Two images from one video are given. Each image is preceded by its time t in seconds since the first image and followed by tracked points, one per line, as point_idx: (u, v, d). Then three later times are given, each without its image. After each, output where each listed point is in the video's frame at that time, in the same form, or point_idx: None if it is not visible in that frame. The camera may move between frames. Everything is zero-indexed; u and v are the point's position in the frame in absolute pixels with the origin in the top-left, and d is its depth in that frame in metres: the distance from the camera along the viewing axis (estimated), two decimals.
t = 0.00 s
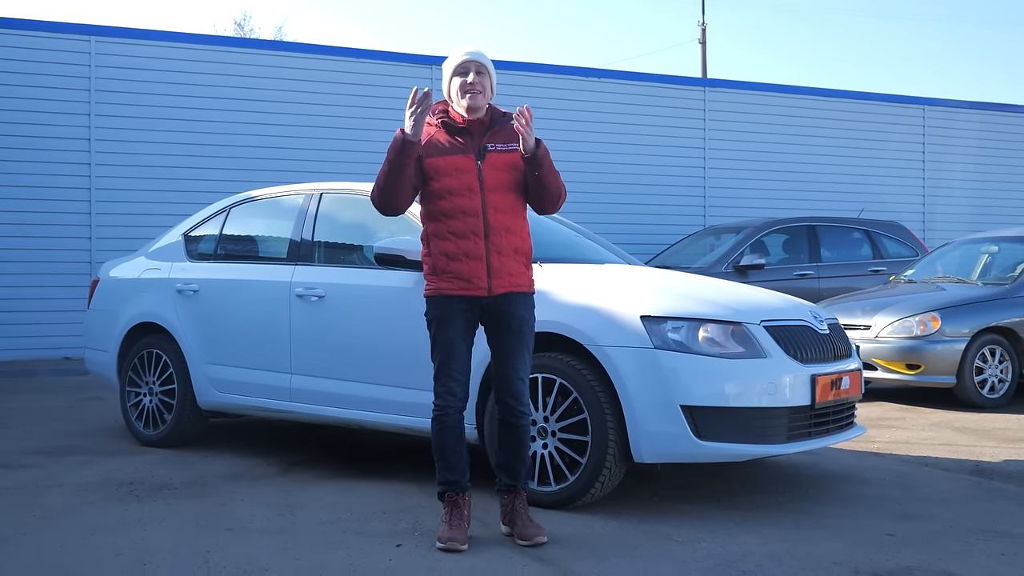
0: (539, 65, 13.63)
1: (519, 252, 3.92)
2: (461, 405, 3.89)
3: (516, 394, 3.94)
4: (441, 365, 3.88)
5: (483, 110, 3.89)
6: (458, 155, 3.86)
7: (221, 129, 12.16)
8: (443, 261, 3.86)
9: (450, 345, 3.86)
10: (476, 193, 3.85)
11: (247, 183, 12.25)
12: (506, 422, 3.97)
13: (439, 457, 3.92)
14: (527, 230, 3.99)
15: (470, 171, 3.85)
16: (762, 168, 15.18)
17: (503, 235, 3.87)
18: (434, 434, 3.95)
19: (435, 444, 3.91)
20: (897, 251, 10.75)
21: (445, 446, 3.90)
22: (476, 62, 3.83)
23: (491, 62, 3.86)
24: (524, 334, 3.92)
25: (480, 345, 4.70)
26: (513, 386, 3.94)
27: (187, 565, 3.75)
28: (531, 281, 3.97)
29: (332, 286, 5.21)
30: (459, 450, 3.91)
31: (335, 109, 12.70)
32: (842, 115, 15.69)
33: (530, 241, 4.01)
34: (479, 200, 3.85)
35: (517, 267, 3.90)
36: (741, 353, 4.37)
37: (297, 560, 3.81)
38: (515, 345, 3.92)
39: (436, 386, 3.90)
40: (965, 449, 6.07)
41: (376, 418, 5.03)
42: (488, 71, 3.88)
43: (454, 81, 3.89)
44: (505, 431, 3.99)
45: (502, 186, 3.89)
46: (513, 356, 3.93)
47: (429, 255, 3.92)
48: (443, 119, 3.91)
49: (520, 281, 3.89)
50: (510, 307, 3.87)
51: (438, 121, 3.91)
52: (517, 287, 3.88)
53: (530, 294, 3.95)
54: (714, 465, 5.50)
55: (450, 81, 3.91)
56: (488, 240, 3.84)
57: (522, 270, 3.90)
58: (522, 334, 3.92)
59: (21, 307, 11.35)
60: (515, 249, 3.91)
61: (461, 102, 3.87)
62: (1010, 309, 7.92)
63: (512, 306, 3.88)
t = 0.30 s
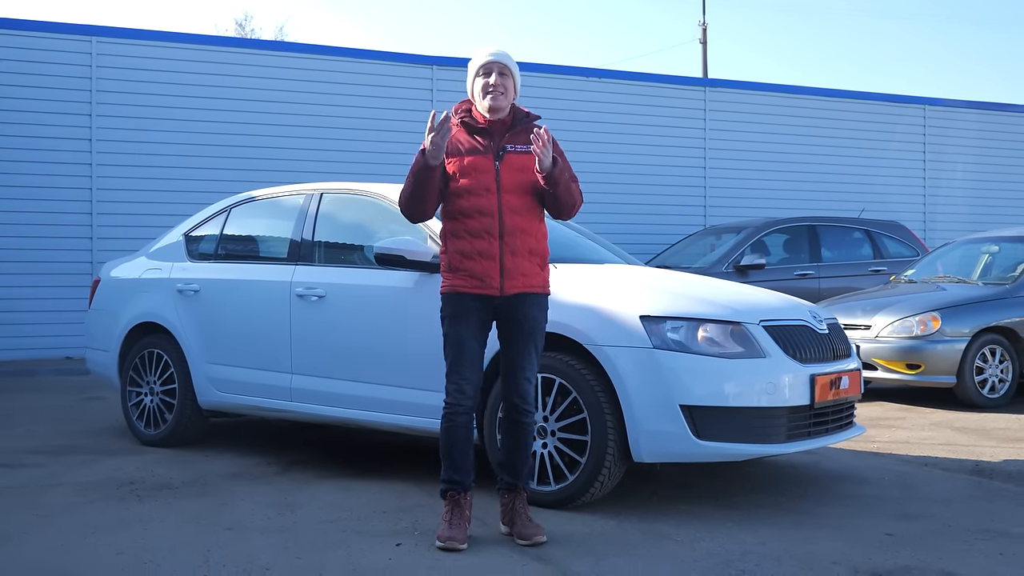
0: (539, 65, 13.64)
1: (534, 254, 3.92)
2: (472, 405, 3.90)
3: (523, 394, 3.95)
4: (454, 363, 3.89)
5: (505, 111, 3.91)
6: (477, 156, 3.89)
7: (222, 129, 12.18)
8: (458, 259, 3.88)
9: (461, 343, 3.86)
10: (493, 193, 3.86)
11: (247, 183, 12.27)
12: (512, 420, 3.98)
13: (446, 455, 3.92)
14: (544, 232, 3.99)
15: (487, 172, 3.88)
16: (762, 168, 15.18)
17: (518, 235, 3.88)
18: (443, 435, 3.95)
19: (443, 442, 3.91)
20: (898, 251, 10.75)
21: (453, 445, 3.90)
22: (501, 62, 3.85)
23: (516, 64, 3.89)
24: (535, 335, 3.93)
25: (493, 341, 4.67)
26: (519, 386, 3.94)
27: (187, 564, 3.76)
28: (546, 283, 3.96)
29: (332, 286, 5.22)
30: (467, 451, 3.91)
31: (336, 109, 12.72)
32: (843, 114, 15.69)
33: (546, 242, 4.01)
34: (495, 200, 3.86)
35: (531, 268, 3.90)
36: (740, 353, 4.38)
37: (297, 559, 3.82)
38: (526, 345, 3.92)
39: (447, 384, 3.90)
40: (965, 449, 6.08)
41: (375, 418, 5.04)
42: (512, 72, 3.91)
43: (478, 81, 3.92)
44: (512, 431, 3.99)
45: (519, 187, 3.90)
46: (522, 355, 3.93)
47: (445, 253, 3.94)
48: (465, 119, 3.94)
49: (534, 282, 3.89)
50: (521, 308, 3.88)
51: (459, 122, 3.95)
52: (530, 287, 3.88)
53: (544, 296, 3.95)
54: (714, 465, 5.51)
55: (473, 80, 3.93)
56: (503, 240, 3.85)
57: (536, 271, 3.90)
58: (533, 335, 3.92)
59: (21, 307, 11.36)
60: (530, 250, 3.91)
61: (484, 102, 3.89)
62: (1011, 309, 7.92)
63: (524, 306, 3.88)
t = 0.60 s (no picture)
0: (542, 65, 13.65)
1: (548, 258, 3.91)
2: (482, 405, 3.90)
3: (530, 395, 3.96)
4: (465, 362, 3.90)
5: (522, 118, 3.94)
6: (492, 161, 3.90)
7: (226, 130, 12.20)
8: (470, 260, 3.90)
9: (473, 341, 3.88)
10: (506, 197, 3.87)
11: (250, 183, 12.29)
12: (520, 420, 3.99)
13: (454, 454, 3.93)
14: (559, 236, 3.99)
15: (501, 175, 3.88)
16: (766, 168, 15.17)
17: (531, 239, 3.88)
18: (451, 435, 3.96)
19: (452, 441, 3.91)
20: (902, 251, 10.75)
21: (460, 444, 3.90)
22: (518, 71, 3.88)
23: (533, 70, 3.91)
24: (544, 336, 3.94)
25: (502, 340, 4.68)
26: (527, 387, 3.95)
27: (190, 563, 3.77)
28: (559, 287, 3.96)
29: (335, 286, 5.24)
30: (474, 452, 3.91)
31: (339, 110, 12.76)
32: (846, 114, 15.67)
33: (560, 246, 4.00)
34: (508, 203, 3.86)
35: (543, 272, 3.90)
36: (742, 354, 4.38)
37: (299, 559, 3.83)
38: (535, 345, 3.94)
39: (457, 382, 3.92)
40: (968, 450, 6.07)
41: (378, 418, 5.05)
42: (529, 80, 3.93)
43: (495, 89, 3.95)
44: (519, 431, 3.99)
45: (533, 191, 3.89)
46: (532, 356, 3.94)
47: (459, 255, 3.96)
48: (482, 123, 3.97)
49: (546, 286, 3.89)
50: (531, 310, 3.88)
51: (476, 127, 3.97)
52: (541, 291, 3.88)
53: (555, 300, 3.94)
54: (716, 465, 5.51)
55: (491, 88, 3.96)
56: (515, 244, 3.85)
57: (548, 275, 3.90)
58: (543, 336, 3.93)
59: (25, 307, 11.39)
60: (542, 254, 3.90)
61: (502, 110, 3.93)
62: (1014, 309, 7.91)
63: (533, 309, 3.88)
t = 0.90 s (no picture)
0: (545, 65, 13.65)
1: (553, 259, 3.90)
2: (488, 405, 3.90)
3: (534, 395, 3.96)
4: (471, 361, 3.91)
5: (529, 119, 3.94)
6: (499, 161, 3.90)
7: (229, 130, 12.22)
8: (477, 260, 3.91)
9: (480, 339, 3.89)
10: (511, 196, 3.87)
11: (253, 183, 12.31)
12: (523, 421, 3.99)
13: (460, 454, 3.93)
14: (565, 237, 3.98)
15: (508, 175, 3.89)
16: (769, 168, 15.16)
17: (536, 239, 3.87)
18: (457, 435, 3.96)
19: (457, 441, 3.91)
20: (905, 251, 10.73)
21: (466, 444, 3.90)
22: (521, 74, 3.89)
23: (537, 72, 3.91)
24: (549, 337, 3.94)
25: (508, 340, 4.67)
26: (530, 387, 3.95)
27: (191, 563, 3.78)
28: (565, 287, 3.95)
29: (336, 286, 5.24)
30: (479, 452, 3.91)
31: (342, 110, 12.77)
32: (850, 114, 15.65)
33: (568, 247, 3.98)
34: (513, 203, 3.86)
35: (548, 271, 3.89)
36: (743, 354, 4.38)
37: (300, 558, 3.84)
38: (540, 346, 3.94)
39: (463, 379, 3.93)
40: (970, 450, 6.07)
41: (379, 418, 5.06)
42: (533, 82, 3.93)
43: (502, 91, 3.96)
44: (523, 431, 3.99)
45: (539, 192, 3.89)
46: (536, 356, 3.95)
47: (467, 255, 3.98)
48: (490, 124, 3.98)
49: (550, 286, 3.88)
50: (535, 309, 3.88)
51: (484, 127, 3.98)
52: (546, 291, 3.88)
53: (561, 300, 3.94)
54: (717, 465, 5.51)
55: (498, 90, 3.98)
56: (519, 243, 3.85)
57: (553, 275, 3.89)
58: (547, 338, 3.94)
59: (29, 307, 11.42)
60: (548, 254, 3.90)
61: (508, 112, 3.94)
62: (1018, 309, 7.90)
63: (537, 308, 3.88)
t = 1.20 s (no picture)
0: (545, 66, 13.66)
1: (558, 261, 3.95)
2: (491, 406, 3.89)
3: (534, 395, 3.96)
4: (473, 361, 3.89)
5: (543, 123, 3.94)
6: (511, 161, 3.90)
7: (229, 130, 12.23)
8: (482, 259, 3.87)
9: (483, 340, 3.87)
10: (522, 198, 3.88)
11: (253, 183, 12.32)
12: (523, 421, 3.99)
13: (464, 454, 3.93)
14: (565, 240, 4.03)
15: (518, 176, 3.89)
16: (769, 168, 15.17)
17: (544, 242, 3.90)
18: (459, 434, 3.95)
19: (462, 442, 3.91)
20: (905, 251, 10.73)
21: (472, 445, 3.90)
22: (547, 77, 3.87)
23: (560, 76, 3.91)
24: (551, 335, 3.95)
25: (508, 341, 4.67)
26: (531, 386, 3.95)
27: (191, 563, 3.79)
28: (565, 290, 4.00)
29: (336, 287, 5.25)
30: (482, 452, 3.92)
31: (343, 110, 12.79)
32: (850, 114, 15.67)
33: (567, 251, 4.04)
34: (523, 205, 3.87)
35: (554, 274, 3.92)
36: (742, 354, 4.39)
37: (299, 558, 3.84)
38: (542, 345, 3.94)
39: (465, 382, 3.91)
40: (969, 450, 6.07)
41: (378, 418, 5.07)
42: (555, 86, 3.94)
43: (519, 93, 3.92)
44: (524, 431, 4.00)
45: (548, 196, 3.94)
46: (537, 356, 3.95)
47: (469, 253, 3.93)
48: (498, 120, 3.93)
49: (555, 288, 3.92)
50: (539, 309, 3.90)
51: (494, 124, 3.93)
52: (551, 292, 3.90)
53: (563, 301, 3.97)
54: (716, 465, 5.52)
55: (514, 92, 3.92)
56: (529, 245, 3.86)
57: (558, 277, 3.93)
58: (549, 336, 3.95)
59: (29, 307, 11.43)
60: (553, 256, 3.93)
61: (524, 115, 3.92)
62: (1017, 309, 7.91)
63: (542, 309, 3.90)
